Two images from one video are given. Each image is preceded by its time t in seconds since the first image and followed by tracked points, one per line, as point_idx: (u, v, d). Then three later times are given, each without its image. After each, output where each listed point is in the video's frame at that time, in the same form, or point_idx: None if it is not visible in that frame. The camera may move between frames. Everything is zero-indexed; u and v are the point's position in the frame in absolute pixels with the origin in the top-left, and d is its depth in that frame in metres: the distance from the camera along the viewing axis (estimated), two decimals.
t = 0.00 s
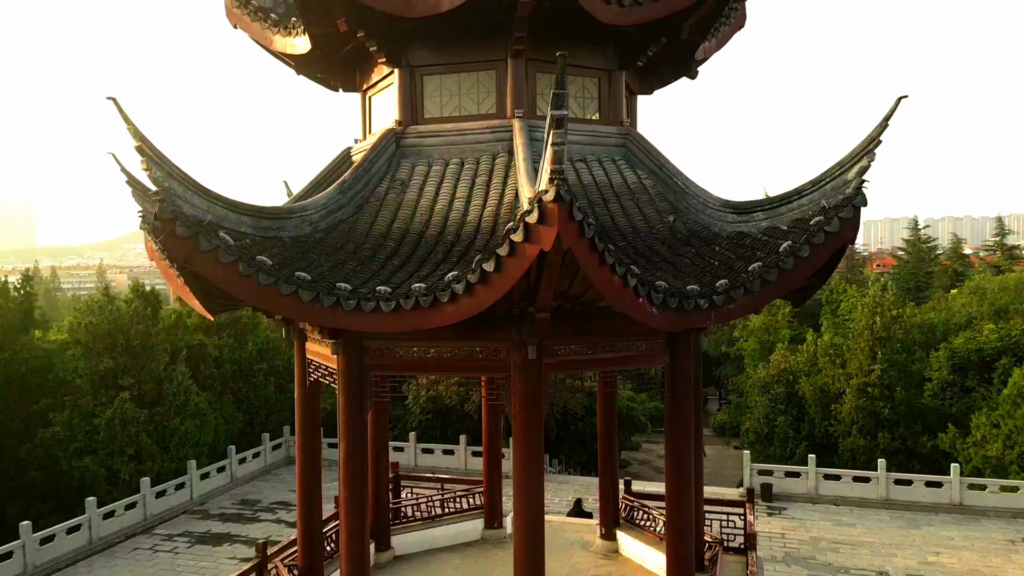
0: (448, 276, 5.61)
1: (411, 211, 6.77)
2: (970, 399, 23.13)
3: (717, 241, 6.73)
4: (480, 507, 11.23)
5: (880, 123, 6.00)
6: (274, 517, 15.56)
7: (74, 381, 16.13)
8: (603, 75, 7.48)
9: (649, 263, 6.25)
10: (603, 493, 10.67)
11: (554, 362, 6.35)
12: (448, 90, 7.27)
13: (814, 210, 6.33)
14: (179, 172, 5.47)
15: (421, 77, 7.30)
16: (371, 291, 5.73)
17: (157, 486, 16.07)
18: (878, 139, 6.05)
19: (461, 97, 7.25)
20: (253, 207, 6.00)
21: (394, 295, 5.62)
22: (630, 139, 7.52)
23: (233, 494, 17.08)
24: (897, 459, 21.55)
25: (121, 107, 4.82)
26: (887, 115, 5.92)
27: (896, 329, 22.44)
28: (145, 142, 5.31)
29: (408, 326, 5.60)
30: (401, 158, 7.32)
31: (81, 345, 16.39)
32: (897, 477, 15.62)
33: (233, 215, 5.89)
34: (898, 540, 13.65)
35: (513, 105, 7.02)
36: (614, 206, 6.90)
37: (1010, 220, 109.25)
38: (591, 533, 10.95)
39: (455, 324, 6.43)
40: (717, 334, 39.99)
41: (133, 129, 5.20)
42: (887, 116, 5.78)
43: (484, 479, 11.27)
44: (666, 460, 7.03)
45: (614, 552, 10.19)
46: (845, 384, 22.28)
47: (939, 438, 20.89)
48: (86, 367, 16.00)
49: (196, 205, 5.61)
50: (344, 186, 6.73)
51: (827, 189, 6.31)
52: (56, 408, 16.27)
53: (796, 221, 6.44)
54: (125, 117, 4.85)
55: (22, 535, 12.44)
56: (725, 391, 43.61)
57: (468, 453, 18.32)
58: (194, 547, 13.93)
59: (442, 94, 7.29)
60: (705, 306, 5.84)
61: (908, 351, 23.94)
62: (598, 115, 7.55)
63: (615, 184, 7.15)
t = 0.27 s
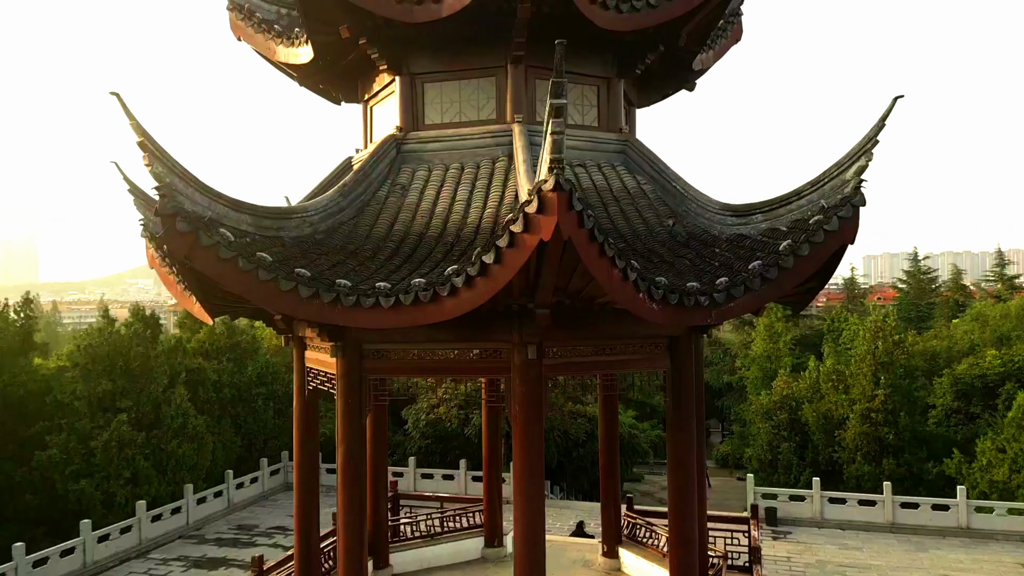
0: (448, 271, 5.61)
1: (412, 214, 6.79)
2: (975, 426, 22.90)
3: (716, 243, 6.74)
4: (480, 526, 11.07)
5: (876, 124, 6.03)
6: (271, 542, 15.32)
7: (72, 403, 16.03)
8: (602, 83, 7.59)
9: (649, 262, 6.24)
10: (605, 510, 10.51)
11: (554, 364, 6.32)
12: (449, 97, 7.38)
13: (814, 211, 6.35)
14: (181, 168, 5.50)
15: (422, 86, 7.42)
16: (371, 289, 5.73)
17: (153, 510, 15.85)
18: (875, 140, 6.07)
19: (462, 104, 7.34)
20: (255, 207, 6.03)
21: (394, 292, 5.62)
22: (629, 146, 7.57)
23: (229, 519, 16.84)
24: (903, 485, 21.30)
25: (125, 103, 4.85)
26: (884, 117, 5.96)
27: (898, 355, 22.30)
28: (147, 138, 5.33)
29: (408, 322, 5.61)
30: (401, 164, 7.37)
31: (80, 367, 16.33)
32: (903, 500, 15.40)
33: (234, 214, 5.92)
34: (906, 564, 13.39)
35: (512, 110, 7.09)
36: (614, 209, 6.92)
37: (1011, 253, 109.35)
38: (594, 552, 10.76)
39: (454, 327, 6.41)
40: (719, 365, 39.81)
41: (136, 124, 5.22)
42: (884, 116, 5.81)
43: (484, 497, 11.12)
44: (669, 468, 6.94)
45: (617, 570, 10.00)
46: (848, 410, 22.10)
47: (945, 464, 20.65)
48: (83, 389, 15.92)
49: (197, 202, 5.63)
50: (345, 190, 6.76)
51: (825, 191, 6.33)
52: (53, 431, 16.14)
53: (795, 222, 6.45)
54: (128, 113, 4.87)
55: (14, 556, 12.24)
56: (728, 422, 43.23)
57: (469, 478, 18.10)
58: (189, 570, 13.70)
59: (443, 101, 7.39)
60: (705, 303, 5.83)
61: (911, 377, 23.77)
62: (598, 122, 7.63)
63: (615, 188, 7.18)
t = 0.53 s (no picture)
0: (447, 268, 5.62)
1: (411, 216, 6.82)
2: (980, 453, 22.69)
3: (715, 246, 6.75)
4: (481, 546, 10.91)
5: (873, 125, 6.06)
6: (268, 567, 15.08)
7: (69, 427, 15.92)
8: (601, 92, 7.70)
9: (648, 262, 6.25)
10: (607, 529, 10.38)
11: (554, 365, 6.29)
12: (449, 104, 7.47)
13: (812, 212, 6.37)
14: (182, 166, 5.52)
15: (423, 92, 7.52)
16: (370, 286, 5.73)
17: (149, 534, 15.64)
18: (872, 140, 6.10)
19: (461, 111, 7.43)
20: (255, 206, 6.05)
21: (393, 288, 5.62)
22: (628, 153, 7.63)
23: (225, 545, 16.59)
24: (909, 512, 21.03)
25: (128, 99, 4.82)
26: (880, 117, 6.01)
27: (901, 380, 22.14)
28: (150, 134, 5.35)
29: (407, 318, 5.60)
30: (402, 170, 7.42)
31: (78, 391, 16.26)
32: (909, 524, 15.20)
33: (235, 213, 5.94)
34: None
35: (512, 116, 7.17)
36: (613, 213, 6.94)
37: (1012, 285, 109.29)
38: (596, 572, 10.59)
39: (455, 327, 6.42)
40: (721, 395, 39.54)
41: (139, 121, 5.23)
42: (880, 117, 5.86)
43: (485, 516, 10.98)
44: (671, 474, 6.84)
45: None
46: (851, 436, 21.90)
47: (950, 490, 20.40)
48: (81, 412, 15.83)
49: (198, 199, 5.65)
50: (345, 193, 6.80)
51: (823, 192, 6.36)
52: (49, 455, 16.00)
53: (794, 223, 6.47)
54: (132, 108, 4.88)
55: None
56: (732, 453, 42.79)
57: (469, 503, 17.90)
58: None
59: (443, 108, 7.48)
60: (705, 301, 5.82)
61: (914, 403, 23.59)
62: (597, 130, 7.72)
63: (614, 193, 7.22)
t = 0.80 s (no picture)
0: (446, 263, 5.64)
1: (411, 219, 6.87)
2: (985, 480, 22.43)
3: (714, 249, 6.78)
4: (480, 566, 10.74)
5: (868, 126, 6.13)
6: None
7: (66, 450, 15.78)
8: (599, 101, 7.81)
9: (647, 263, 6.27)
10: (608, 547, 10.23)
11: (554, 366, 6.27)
12: (449, 112, 7.58)
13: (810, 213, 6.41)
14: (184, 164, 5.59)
15: (423, 102, 7.64)
16: (369, 283, 5.74)
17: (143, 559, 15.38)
18: (867, 141, 6.16)
19: (461, 119, 7.53)
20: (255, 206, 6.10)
21: (393, 284, 5.64)
22: (626, 160, 7.69)
23: (222, 571, 16.30)
24: (916, 540, 20.73)
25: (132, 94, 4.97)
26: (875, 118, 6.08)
27: (904, 406, 21.98)
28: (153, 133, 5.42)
29: (405, 314, 5.60)
30: (402, 176, 7.49)
31: (76, 413, 16.16)
32: (915, 548, 14.96)
33: (235, 213, 6.01)
34: None
35: (512, 123, 7.27)
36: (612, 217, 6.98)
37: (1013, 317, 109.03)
38: None
39: (454, 329, 6.43)
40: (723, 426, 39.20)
41: (142, 119, 5.32)
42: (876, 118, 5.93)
43: (484, 535, 10.83)
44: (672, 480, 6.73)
45: None
46: (855, 462, 21.67)
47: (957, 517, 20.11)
48: (78, 435, 15.71)
49: (199, 197, 5.70)
50: (345, 197, 6.86)
51: (821, 194, 6.41)
52: (45, 478, 15.83)
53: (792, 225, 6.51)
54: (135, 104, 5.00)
55: None
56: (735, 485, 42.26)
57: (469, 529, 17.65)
58: None
59: (443, 117, 7.59)
60: (704, 298, 5.84)
61: (918, 429, 23.38)
62: (596, 138, 7.81)
63: (613, 198, 7.26)
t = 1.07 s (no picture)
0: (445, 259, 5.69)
1: (411, 223, 6.94)
2: (991, 507, 22.17)
3: (711, 252, 6.84)
4: None
5: (862, 128, 6.24)
6: None
7: (63, 472, 15.62)
8: (598, 111, 7.94)
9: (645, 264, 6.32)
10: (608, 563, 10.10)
11: (554, 366, 6.28)
12: (449, 121, 7.72)
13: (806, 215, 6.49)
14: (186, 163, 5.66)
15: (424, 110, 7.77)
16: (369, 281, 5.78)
17: None
18: (862, 144, 6.27)
19: (461, 127, 7.65)
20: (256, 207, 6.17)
21: (393, 280, 5.68)
22: (624, 168, 7.79)
23: None
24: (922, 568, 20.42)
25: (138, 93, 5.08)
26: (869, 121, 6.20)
27: (907, 431, 21.82)
28: (157, 132, 5.50)
29: (404, 310, 5.64)
30: (403, 183, 7.58)
31: (73, 435, 16.03)
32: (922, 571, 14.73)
33: (237, 213, 6.08)
34: None
35: (512, 129, 7.38)
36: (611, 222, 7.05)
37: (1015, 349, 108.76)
38: None
39: (454, 329, 6.45)
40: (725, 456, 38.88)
41: (147, 117, 5.41)
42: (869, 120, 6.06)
43: (483, 553, 10.70)
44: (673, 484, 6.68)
45: None
46: (860, 489, 21.44)
47: (963, 544, 19.84)
48: (75, 456, 15.56)
49: (202, 196, 5.77)
50: (346, 201, 6.95)
51: (816, 196, 6.50)
52: (41, 501, 15.63)
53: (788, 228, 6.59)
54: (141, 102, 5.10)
55: None
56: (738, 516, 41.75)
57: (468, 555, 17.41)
58: None
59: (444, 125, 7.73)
60: (703, 296, 5.88)
61: (922, 456, 23.19)
62: (595, 146, 7.92)
63: (611, 204, 7.34)
